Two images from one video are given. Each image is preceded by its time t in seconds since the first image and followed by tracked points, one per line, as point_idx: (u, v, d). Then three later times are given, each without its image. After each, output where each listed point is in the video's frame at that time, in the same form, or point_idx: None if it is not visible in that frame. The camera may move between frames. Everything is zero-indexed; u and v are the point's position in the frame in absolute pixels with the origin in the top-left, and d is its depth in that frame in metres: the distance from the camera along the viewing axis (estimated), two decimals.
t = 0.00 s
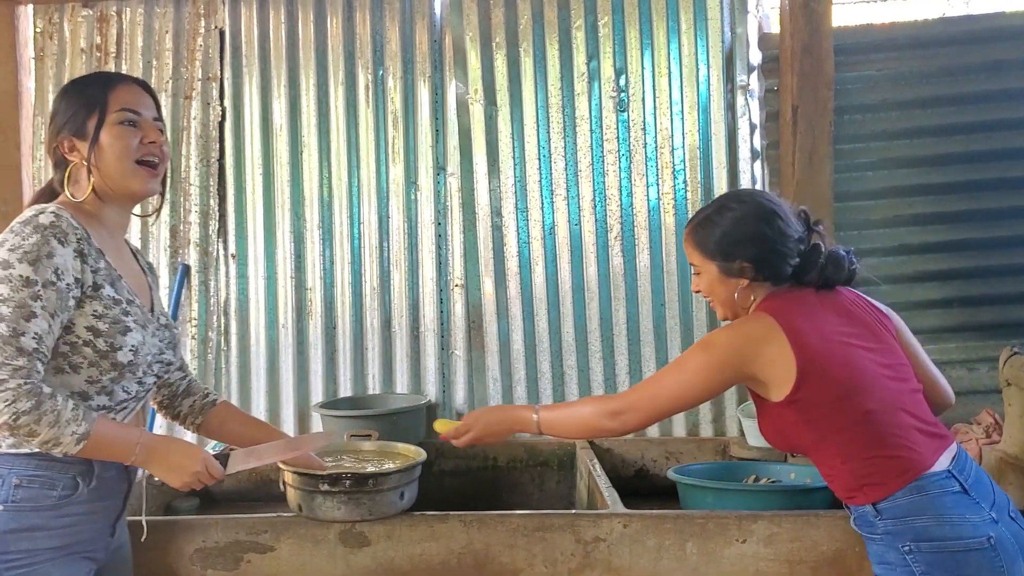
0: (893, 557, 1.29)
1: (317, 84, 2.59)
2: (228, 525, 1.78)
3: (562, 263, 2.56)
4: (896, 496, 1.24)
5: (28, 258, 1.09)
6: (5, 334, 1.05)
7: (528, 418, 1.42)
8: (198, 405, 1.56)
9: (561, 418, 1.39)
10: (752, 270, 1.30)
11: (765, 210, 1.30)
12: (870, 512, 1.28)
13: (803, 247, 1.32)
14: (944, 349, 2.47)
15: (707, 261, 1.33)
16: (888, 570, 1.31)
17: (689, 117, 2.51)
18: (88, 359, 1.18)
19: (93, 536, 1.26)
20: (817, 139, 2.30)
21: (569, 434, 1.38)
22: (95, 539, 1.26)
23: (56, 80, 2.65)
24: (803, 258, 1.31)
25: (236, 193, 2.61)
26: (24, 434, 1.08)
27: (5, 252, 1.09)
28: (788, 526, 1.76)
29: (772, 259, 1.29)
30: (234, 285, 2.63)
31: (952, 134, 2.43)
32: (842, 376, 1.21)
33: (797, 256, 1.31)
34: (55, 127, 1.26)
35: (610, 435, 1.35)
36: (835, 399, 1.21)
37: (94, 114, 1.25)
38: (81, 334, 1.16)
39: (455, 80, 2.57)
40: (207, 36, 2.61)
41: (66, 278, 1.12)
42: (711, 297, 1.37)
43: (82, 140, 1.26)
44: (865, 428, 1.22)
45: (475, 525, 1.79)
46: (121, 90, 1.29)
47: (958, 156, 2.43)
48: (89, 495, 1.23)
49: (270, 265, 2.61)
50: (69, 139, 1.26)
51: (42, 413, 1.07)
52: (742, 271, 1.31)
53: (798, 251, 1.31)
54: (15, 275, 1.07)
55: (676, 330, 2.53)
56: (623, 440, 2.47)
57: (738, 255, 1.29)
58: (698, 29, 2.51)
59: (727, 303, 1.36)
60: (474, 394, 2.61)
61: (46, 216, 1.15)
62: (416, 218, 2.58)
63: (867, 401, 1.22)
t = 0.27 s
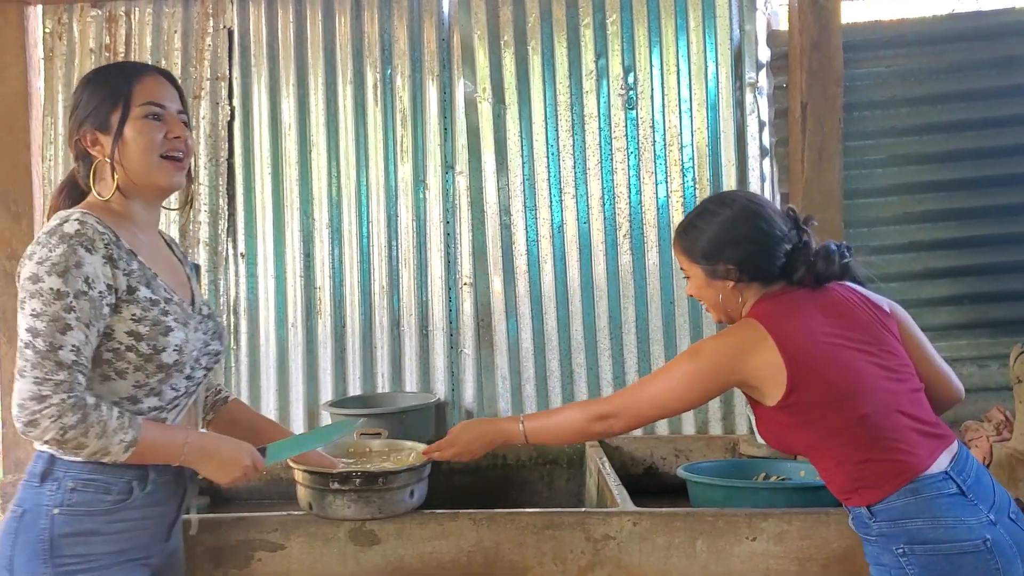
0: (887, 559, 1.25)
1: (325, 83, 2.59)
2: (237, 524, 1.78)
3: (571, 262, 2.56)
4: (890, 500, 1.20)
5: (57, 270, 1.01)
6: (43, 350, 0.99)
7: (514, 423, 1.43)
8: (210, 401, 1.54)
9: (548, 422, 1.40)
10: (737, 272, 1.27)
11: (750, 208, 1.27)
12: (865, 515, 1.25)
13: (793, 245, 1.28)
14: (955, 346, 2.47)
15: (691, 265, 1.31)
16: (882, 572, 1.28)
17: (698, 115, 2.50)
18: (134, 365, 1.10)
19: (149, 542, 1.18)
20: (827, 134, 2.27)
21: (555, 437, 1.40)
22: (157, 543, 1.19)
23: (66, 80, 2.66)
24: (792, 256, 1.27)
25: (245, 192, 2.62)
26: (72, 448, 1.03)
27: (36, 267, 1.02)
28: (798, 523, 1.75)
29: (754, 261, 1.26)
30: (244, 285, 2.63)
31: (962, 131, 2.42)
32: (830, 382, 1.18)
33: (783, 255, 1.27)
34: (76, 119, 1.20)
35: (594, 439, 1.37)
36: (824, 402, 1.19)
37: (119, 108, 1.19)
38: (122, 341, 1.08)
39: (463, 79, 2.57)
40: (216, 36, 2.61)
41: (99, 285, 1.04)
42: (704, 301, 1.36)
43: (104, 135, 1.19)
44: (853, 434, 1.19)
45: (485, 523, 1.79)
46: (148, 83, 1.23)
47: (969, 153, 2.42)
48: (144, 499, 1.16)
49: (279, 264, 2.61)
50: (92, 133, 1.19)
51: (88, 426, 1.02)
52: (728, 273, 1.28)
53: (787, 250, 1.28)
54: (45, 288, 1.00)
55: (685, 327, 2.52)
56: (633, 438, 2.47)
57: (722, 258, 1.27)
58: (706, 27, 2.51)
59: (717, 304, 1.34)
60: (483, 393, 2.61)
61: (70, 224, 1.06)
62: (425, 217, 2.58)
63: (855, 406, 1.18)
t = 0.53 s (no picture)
0: (907, 548, 1.27)
1: (332, 82, 2.60)
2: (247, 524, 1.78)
3: (579, 261, 2.56)
4: (915, 487, 1.24)
5: (98, 297, 1.09)
6: (98, 376, 1.08)
7: (628, 468, 1.40)
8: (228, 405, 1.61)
9: (661, 463, 1.33)
10: (758, 259, 1.32)
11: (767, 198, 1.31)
12: (886, 503, 1.28)
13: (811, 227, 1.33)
14: (964, 343, 2.46)
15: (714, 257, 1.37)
16: (900, 563, 1.30)
17: (705, 113, 2.50)
18: (181, 378, 1.20)
19: (213, 536, 1.32)
20: (834, 132, 2.29)
21: (680, 480, 1.30)
22: (215, 538, 1.33)
23: (74, 81, 2.66)
24: (811, 238, 1.32)
25: (253, 192, 2.62)
26: (142, 468, 1.12)
27: (75, 295, 1.10)
28: (807, 521, 1.75)
29: (775, 247, 1.30)
30: (252, 284, 2.64)
31: (969, 128, 2.42)
32: (869, 366, 1.22)
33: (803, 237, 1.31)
34: (100, 122, 1.24)
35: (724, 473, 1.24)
36: (862, 387, 1.21)
37: (149, 114, 1.25)
38: (168, 357, 1.19)
39: (470, 78, 2.57)
40: (223, 36, 2.62)
41: (140, 305, 1.13)
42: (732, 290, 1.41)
43: (133, 139, 1.25)
44: (888, 418, 1.22)
45: (493, 523, 1.79)
46: (177, 91, 1.29)
47: (976, 149, 2.41)
48: (205, 494, 1.30)
49: (287, 264, 2.62)
50: (118, 136, 1.25)
51: (155, 444, 1.12)
52: (749, 262, 1.33)
53: (806, 231, 1.32)
54: (90, 316, 1.09)
55: (693, 326, 2.52)
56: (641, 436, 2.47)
57: (740, 247, 1.32)
58: (713, 25, 2.50)
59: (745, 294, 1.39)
60: (491, 392, 2.62)
61: (101, 247, 1.13)
62: (432, 217, 2.58)
63: (891, 391, 1.22)
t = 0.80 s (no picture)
0: (967, 531, 1.37)
1: (335, 81, 2.59)
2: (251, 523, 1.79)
3: (582, 260, 2.56)
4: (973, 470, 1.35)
5: (125, 297, 1.10)
6: (127, 378, 1.09)
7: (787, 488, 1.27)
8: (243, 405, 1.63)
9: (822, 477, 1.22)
10: (802, 255, 1.38)
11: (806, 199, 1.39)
12: (945, 489, 1.38)
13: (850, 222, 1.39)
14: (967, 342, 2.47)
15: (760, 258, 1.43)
16: (959, 550, 1.39)
17: (709, 111, 2.50)
18: (203, 376, 1.23)
19: (230, 531, 1.34)
20: (838, 131, 2.29)
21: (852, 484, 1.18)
22: (232, 533, 1.34)
23: (76, 79, 2.65)
24: (851, 231, 1.38)
25: (256, 191, 2.62)
26: (168, 469, 1.14)
27: (101, 295, 1.11)
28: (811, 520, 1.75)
29: (817, 243, 1.37)
30: (254, 283, 2.64)
31: (972, 127, 2.42)
32: (935, 359, 1.31)
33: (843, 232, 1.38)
34: (132, 115, 1.25)
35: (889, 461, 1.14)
36: (928, 373, 1.31)
37: (185, 109, 1.27)
38: (191, 356, 1.21)
39: (474, 76, 2.56)
40: (226, 35, 2.61)
41: (165, 305, 1.14)
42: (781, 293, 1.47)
43: (167, 133, 1.27)
44: (949, 404, 1.32)
45: (497, 521, 1.79)
46: (206, 87, 1.32)
47: (980, 148, 2.42)
48: (221, 490, 1.30)
49: (290, 263, 2.62)
50: (151, 128, 1.25)
51: (182, 446, 1.14)
52: (794, 258, 1.39)
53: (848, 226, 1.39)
54: (117, 317, 1.10)
55: (696, 324, 2.52)
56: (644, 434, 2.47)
57: (784, 246, 1.38)
58: (717, 24, 2.50)
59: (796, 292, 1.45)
60: (495, 391, 2.62)
61: (125, 246, 1.14)
62: (436, 215, 2.58)
63: (953, 381, 1.32)
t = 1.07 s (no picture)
0: (993, 521, 1.56)
1: (338, 79, 2.59)
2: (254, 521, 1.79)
3: (584, 259, 2.55)
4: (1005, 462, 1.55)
5: (141, 303, 1.13)
6: (142, 384, 1.11)
7: (895, 450, 1.45)
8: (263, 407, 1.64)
9: (931, 440, 1.40)
10: (881, 226, 1.57)
11: (883, 174, 1.58)
12: (977, 477, 1.58)
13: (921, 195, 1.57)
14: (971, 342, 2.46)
15: (839, 231, 1.62)
16: (981, 537, 1.58)
17: (712, 110, 2.50)
18: (221, 379, 1.25)
19: (245, 529, 1.35)
20: (840, 130, 2.29)
21: (962, 444, 1.37)
22: (247, 532, 1.35)
23: (78, 77, 2.64)
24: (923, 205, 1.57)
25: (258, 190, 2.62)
26: (184, 472, 1.18)
27: (118, 301, 1.14)
28: (813, 520, 1.75)
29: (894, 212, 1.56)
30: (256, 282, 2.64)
31: (976, 126, 2.42)
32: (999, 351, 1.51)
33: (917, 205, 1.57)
34: (164, 118, 1.28)
35: (1000, 424, 1.34)
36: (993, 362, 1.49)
37: (215, 113, 1.31)
38: (208, 359, 1.23)
39: (476, 75, 2.56)
40: (229, 33, 2.61)
41: (181, 311, 1.16)
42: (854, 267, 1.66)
43: (198, 136, 1.31)
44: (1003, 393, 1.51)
45: (499, 520, 1.79)
46: (233, 91, 1.36)
47: (983, 148, 2.41)
48: (239, 487, 1.32)
49: (292, 261, 2.62)
50: (182, 132, 1.29)
51: (197, 450, 1.17)
52: (872, 230, 1.58)
53: (921, 201, 1.57)
54: (133, 323, 1.12)
55: (699, 323, 2.52)
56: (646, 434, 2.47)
57: (866, 215, 1.57)
58: (720, 22, 2.50)
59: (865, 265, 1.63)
60: (497, 390, 2.61)
61: (142, 252, 1.17)
62: (438, 213, 2.58)
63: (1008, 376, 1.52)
